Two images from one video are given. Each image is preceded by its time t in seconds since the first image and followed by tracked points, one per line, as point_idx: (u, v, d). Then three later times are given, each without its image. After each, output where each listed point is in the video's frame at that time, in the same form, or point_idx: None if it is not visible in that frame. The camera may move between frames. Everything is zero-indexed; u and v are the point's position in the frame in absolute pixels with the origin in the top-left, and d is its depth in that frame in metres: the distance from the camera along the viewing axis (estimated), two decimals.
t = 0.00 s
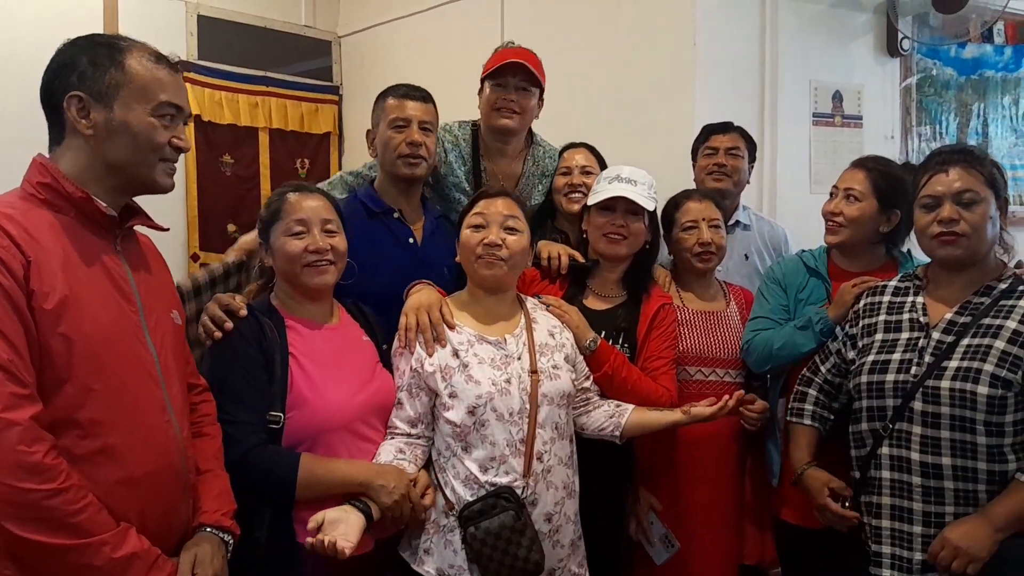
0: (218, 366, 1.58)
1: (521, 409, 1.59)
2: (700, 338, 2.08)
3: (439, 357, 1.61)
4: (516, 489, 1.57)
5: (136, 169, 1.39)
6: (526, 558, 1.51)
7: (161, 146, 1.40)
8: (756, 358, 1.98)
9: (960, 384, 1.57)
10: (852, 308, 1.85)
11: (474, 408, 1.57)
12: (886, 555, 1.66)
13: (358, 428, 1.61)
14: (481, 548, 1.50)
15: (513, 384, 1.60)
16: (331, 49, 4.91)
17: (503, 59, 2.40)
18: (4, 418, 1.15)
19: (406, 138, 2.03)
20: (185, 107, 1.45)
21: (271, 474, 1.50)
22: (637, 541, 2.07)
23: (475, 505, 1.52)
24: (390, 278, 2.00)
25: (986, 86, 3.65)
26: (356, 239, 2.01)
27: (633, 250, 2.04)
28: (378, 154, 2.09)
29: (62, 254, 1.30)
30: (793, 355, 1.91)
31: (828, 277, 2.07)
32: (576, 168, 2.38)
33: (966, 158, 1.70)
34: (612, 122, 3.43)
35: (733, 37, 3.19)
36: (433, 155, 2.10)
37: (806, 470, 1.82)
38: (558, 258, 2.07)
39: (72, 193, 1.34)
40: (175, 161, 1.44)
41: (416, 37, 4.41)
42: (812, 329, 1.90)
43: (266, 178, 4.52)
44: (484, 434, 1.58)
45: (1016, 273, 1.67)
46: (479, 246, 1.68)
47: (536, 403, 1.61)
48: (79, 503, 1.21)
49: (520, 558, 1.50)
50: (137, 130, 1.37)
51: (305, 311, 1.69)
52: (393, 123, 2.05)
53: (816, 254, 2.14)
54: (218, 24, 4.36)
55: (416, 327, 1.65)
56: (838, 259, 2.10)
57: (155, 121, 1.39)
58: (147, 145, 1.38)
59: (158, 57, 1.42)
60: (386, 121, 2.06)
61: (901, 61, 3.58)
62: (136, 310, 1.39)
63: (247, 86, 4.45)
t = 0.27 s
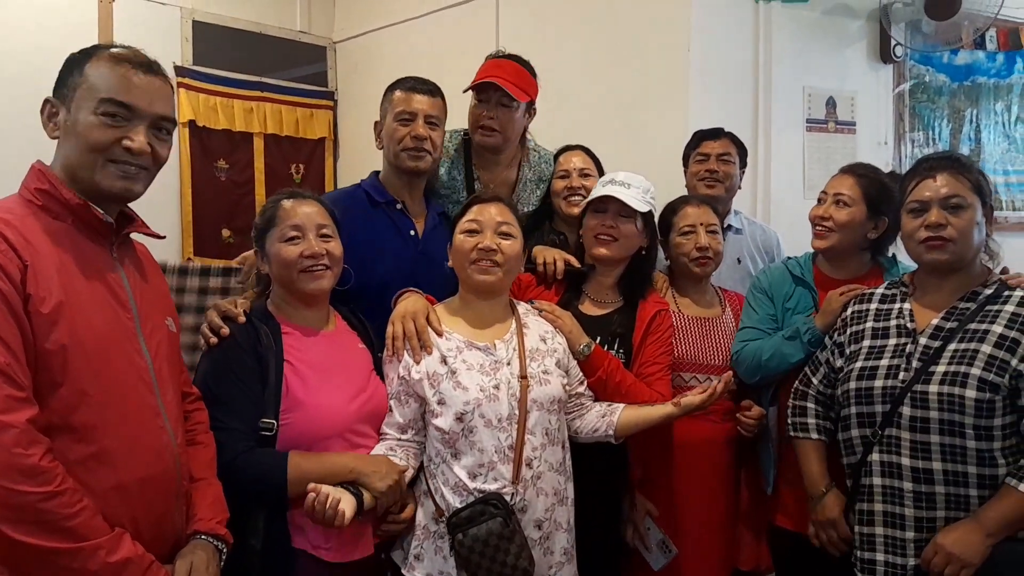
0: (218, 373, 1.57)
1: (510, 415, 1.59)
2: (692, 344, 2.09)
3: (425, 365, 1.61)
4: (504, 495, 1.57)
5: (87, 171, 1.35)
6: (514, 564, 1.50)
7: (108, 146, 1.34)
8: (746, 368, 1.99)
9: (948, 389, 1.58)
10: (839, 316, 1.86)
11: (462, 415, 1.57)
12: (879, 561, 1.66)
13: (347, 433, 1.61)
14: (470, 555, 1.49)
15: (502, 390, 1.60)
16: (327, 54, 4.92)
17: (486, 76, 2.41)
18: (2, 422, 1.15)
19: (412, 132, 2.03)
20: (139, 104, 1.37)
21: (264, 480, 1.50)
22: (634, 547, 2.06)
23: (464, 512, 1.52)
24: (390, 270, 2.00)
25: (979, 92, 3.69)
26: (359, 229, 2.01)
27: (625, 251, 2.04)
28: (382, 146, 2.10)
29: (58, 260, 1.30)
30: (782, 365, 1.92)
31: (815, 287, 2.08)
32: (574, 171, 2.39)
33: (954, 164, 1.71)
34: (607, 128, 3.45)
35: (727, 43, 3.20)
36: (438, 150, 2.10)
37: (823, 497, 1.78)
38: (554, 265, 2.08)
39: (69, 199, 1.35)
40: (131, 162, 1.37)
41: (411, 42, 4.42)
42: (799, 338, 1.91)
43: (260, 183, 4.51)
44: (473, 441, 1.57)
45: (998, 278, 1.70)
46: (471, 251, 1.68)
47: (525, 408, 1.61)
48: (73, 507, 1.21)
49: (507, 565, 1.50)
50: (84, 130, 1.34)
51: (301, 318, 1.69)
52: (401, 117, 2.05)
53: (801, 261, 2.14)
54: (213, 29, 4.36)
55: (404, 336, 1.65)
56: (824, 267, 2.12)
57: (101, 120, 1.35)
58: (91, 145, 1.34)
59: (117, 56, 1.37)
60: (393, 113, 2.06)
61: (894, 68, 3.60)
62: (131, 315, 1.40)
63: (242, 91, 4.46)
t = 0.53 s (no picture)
0: (209, 374, 1.58)
1: (500, 419, 1.59)
2: (685, 346, 2.09)
3: (416, 368, 1.61)
4: (496, 499, 1.57)
5: (71, 173, 1.35)
6: (509, 562, 1.50)
7: (91, 147, 1.34)
8: (739, 370, 1.98)
9: (939, 388, 1.58)
10: (833, 316, 1.87)
11: (452, 420, 1.57)
12: (873, 561, 1.67)
13: (338, 436, 1.60)
14: (463, 558, 1.49)
15: (492, 394, 1.60)
16: (321, 54, 4.91)
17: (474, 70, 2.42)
18: None
19: (410, 133, 2.03)
20: (124, 104, 1.37)
21: (258, 483, 1.51)
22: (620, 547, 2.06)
23: (456, 515, 1.52)
24: (388, 267, 2.00)
25: (972, 91, 3.68)
26: (357, 227, 2.01)
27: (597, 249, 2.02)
28: (381, 147, 2.10)
29: (47, 262, 1.30)
30: (777, 367, 1.93)
31: (806, 286, 2.09)
32: (564, 171, 2.40)
33: (941, 165, 1.72)
34: (601, 128, 3.45)
35: (721, 43, 3.21)
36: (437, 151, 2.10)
37: (824, 506, 1.76)
38: (547, 265, 2.09)
39: (60, 201, 1.34)
40: (116, 164, 1.36)
41: (404, 43, 4.41)
42: (795, 341, 1.92)
43: (254, 183, 4.52)
44: (464, 445, 1.57)
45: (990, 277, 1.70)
46: (463, 252, 1.68)
47: (516, 411, 1.61)
48: (64, 508, 1.20)
49: (500, 567, 1.50)
50: (69, 132, 1.34)
51: (295, 319, 1.69)
52: (400, 117, 2.05)
53: (791, 262, 2.16)
54: (206, 29, 4.35)
55: (393, 339, 1.64)
56: (816, 268, 2.13)
57: (83, 121, 1.34)
58: (75, 146, 1.34)
59: (102, 57, 1.37)
60: (392, 114, 2.06)
61: (887, 66, 3.63)
62: (122, 317, 1.39)
63: (236, 91, 4.45)
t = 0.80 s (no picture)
0: (199, 376, 1.59)
1: (491, 421, 1.60)
2: (674, 349, 2.09)
3: (407, 370, 1.60)
4: (488, 501, 1.58)
5: (66, 175, 1.35)
6: (502, 567, 1.50)
7: (87, 149, 1.34)
8: (731, 372, 1.99)
9: (929, 387, 1.60)
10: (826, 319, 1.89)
11: (443, 421, 1.57)
12: (864, 560, 1.68)
13: (329, 439, 1.60)
14: (456, 562, 1.49)
15: (484, 395, 1.60)
16: (315, 55, 4.91)
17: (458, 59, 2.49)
18: None
19: (404, 134, 2.03)
20: (119, 106, 1.37)
21: (250, 484, 1.51)
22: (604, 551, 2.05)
23: (449, 519, 1.52)
24: (381, 266, 2.00)
25: (964, 93, 3.73)
26: (353, 229, 2.01)
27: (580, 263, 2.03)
28: (375, 147, 2.10)
29: (39, 263, 1.30)
30: (769, 369, 1.94)
31: (796, 289, 2.10)
32: (563, 172, 2.39)
33: (931, 168, 1.73)
34: (595, 130, 3.46)
35: (715, 45, 3.22)
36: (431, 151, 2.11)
37: (817, 507, 1.77)
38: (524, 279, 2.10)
39: (52, 202, 1.34)
40: (111, 166, 1.37)
41: (399, 44, 4.42)
42: (787, 343, 1.93)
43: (249, 184, 4.49)
44: (456, 447, 1.58)
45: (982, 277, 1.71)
46: (458, 256, 1.68)
47: (507, 412, 1.61)
48: (56, 510, 1.21)
49: (495, 570, 1.50)
50: (63, 133, 1.34)
51: (287, 321, 1.69)
52: (395, 120, 2.05)
53: (781, 263, 2.16)
54: (200, 30, 4.35)
55: (385, 339, 1.64)
56: (805, 271, 2.14)
57: (78, 123, 1.34)
58: (70, 148, 1.34)
59: (95, 59, 1.37)
60: (385, 115, 2.06)
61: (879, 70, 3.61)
62: (114, 317, 1.39)
63: (230, 92, 4.44)
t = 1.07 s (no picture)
0: (187, 372, 1.59)
1: (484, 416, 1.60)
2: (668, 344, 2.10)
3: (397, 367, 1.60)
4: (483, 495, 1.58)
5: (63, 170, 1.34)
6: (499, 563, 1.50)
7: (85, 144, 1.34)
8: (726, 369, 2.00)
9: (924, 385, 1.60)
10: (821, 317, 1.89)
11: (436, 418, 1.57)
12: (859, 557, 1.68)
13: (322, 434, 1.60)
14: (454, 559, 1.50)
15: (476, 390, 1.60)
16: (312, 51, 4.89)
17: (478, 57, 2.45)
18: None
19: (399, 129, 2.03)
20: (116, 101, 1.37)
21: (244, 481, 1.51)
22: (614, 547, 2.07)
23: (445, 516, 1.52)
24: (376, 261, 2.00)
25: (961, 91, 3.73)
26: (348, 224, 2.01)
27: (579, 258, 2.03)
28: (369, 142, 2.09)
29: (34, 258, 1.30)
30: (763, 366, 1.95)
31: (790, 285, 2.11)
32: (567, 168, 2.40)
33: (924, 165, 1.73)
34: (592, 125, 3.45)
35: (712, 42, 3.22)
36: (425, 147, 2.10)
37: (812, 504, 1.78)
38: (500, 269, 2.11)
39: (47, 196, 1.34)
40: (108, 160, 1.37)
41: (396, 40, 4.41)
42: (782, 341, 1.94)
43: (246, 179, 4.49)
44: (448, 443, 1.58)
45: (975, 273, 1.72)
46: (450, 252, 1.68)
47: (500, 407, 1.62)
48: (51, 505, 1.20)
49: (492, 565, 1.50)
50: (58, 128, 1.34)
51: (278, 317, 1.69)
52: (388, 116, 2.05)
53: (776, 260, 2.17)
54: (197, 26, 4.34)
55: (375, 336, 1.64)
56: (800, 267, 2.14)
57: (74, 117, 1.34)
58: (67, 142, 1.33)
59: (90, 53, 1.37)
60: (380, 111, 2.06)
61: (877, 66, 3.62)
62: (109, 312, 1.39)
63: (227, 88, 4.43)
